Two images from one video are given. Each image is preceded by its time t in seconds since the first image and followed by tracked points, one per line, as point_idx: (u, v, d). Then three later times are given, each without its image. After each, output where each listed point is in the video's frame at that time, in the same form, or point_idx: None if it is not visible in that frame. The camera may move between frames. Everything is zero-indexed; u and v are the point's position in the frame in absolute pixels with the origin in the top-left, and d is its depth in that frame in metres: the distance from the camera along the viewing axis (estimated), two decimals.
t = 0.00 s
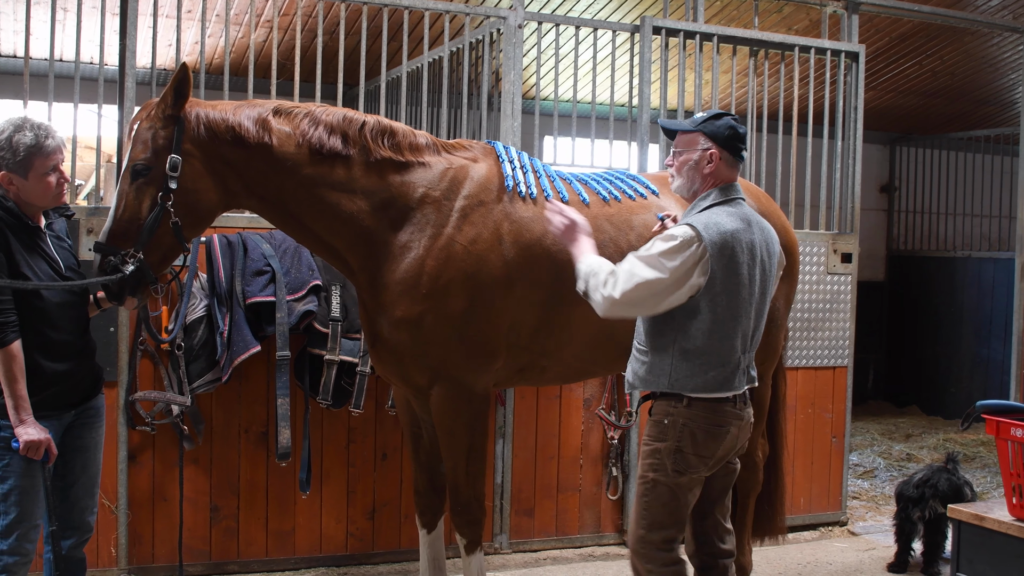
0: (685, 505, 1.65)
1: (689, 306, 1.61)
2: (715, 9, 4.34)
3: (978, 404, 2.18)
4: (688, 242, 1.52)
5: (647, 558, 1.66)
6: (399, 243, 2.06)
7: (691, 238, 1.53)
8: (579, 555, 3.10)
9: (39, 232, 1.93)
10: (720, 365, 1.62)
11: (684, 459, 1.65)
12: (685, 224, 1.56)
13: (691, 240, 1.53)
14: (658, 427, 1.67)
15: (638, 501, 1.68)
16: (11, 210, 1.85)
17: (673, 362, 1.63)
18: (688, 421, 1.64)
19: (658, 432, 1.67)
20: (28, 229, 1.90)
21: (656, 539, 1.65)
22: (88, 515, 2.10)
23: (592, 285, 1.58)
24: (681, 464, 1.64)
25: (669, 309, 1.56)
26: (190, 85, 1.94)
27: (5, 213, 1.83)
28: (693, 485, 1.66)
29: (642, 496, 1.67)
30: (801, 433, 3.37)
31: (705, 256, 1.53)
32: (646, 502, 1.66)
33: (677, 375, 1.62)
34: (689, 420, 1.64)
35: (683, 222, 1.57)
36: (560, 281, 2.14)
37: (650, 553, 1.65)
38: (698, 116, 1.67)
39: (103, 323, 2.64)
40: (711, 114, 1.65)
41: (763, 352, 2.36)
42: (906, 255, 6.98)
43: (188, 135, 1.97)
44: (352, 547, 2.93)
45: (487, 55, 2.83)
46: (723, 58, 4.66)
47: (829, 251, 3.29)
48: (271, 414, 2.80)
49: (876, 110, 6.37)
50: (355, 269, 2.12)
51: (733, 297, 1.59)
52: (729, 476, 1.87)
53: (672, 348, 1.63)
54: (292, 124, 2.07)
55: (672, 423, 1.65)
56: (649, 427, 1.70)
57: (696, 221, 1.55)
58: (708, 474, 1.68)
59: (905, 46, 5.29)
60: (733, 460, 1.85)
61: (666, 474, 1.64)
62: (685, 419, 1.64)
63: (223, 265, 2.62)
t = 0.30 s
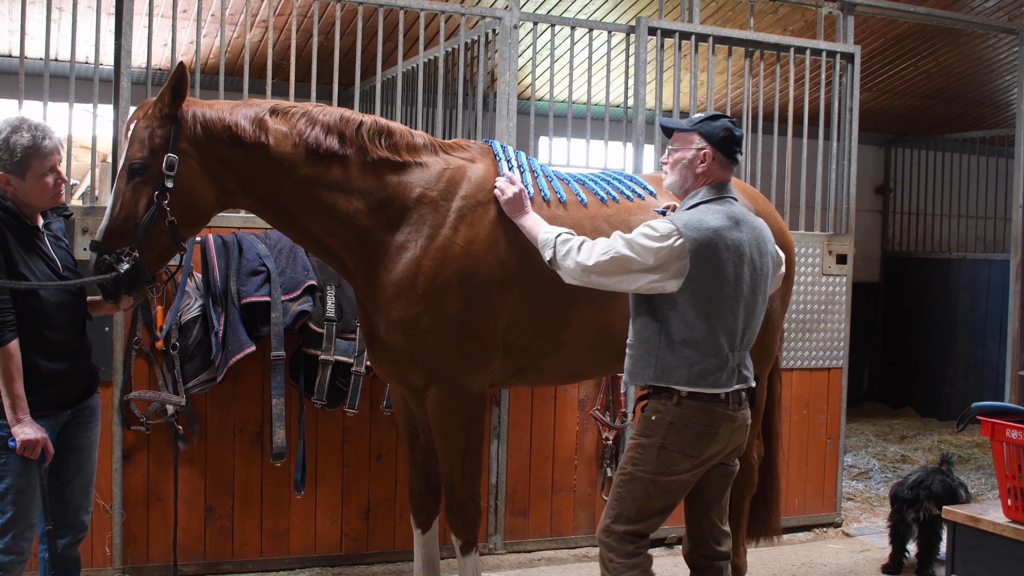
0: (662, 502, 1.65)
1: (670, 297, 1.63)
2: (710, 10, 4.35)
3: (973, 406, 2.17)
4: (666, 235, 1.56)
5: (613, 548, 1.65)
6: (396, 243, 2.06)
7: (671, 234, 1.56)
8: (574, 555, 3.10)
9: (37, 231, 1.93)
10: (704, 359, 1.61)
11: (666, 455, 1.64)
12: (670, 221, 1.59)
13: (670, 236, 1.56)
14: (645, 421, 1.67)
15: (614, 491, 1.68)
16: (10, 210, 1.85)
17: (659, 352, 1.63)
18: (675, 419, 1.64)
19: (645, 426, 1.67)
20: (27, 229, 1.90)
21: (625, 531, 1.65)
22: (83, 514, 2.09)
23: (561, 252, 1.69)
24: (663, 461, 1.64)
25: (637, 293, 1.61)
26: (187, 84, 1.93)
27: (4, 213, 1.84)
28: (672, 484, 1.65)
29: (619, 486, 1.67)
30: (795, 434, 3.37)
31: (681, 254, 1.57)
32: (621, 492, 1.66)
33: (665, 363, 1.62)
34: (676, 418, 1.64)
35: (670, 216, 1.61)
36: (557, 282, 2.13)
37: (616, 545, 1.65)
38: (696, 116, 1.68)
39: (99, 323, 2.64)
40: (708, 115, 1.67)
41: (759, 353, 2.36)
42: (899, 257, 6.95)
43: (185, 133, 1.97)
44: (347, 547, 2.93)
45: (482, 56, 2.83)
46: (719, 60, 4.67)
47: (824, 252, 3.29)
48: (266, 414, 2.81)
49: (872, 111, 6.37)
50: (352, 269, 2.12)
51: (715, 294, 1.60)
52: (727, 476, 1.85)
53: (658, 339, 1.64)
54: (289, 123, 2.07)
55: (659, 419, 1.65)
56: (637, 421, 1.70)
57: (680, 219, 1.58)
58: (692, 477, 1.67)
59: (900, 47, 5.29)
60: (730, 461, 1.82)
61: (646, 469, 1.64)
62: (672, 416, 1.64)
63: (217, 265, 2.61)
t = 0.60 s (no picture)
0: (645, 507, 1.65)
1: (649, 305, 1.62)
2: (710, 11, 4.36)
3: (972, 407, 2.17)
4: (645, 242, 1.56)
5: (600, 557, 1.65)
6: (397, 244, 2.06)
7: (650, 241, 1.56)
8: (573, 556, 3.10)
9: (37, 230, 1.93)
10: (687, 364, 1.61)
11: (644, 460, 1.64)
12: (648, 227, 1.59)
13: (649, 243, 1.56)
14: (622, 426, 1.67)
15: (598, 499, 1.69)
16: (9, 209, 1.85)
17: (640, 360, 1.63)
18: (650, 422, 1.63)
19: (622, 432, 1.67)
20: (27, 227, 1.91)
21: (612, 538, 1.65)
22: (83, 513, 2.09)
23: (544, 259, 1.69)
24: (641, 466, 1.63)
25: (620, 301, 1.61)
26: (190, 83, 1.93)
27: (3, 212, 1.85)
28: (653, 488, 1.64)
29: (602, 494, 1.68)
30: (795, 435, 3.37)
31: (660, 261, 1.56)
32: (604, 499, 1.66)
33: (644, 372, 1.61)
34: (651, 421, 1.63)
35: (650, 222, 1.61)
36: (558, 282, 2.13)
37: (603, 552, 1.65)
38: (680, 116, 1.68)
39: (98, 323, 2.65)
40: (690, 116, 1.66)
41: (759, 354, 2.37)
42: (900, 257, 6.98)
43: (188, 131, 1.97)
44: (346, 547, 2.93)
45: (483, 56, 2.83)
46: (718, 60, 4.67)
47: (824, 253, 3.29)
48: (265, 414, 2.81)
49: (871, 112, 6.36)
50: (353, 268, 2.12)
51: (697, 298, 1.59)
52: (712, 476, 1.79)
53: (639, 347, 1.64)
54: (291, 123, 2.07)
55: (635, 423, 1.65)
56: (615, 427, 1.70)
57: (658, 225, 1.57)
58: (673, 479, 1.66)
59: (900, 48, 5.29)
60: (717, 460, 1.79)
61: (625, 474, 1.64)
62: (647, 420, 1.64)
63: (217, 264, 2.61)
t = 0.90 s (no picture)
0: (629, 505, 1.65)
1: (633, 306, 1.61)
2: (708, 11, 4.36)
3: (970, 407, 2.17)
4: (630, 248, 1.54)
5: (590, 559, 1.66)
6: (396, 244, 2.06)
7: (635, 245, 1.55)
8: (572, 556, 3.10)
9: (35, 229, 1.93)
10: (671, 364, 1.61)
11: (620, 457, 1.63)
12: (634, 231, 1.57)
13: (634, 248, 1.55)
14: (596, 425, 1.67)
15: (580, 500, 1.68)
16: (7, 209, 1.85)
17: (624, 364, 1.61)
18: (624, 418, 1.63)
19: (597, 431, 1.67)
20: (24, 227, 1.90)
21: (600, 539, 1.64)
22: (82, 513, 2.09)
23: (530, 261, 1.68)
24: (618, 464, 1.63)
25: (603, 304, 1.60)
26: (193, 80, 1.93)
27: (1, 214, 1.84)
28: (632, 484, 1.65)
29: (584, 496, 1.67)
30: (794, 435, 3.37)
31: (645, 266, 1.55)
32: (588, 501, 1.66)
33: (630, 377, 1.60)
34: (625, 418, 1.63)
35: (632, 225, 1.59)
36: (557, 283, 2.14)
37: (592, 555, 1.65)
38: (641, 119, 1.64)
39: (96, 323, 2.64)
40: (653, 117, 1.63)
41: (758, 354, 2.38)
42: (898, 257, 6.99)
43: (190, 128, 1.97)
44: (345, 547, 2.93)
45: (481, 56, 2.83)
46: (717, 60, 4.67)
47: (823, 253, 3.29)
48: (264, 414, 2.81)
49: (870, 112, 6.37)
50: (352, 269, 2.11)
51: (682, 298, 1.59)
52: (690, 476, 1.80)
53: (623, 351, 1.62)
54: (291, 122, 2.07)
55: (609, 422, 1.64)
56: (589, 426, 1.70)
57: (644, 229, 1.56)
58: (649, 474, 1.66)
59: (899, 47, 5.29)
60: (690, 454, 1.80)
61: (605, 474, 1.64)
62: (620, 417, 1.63)
63: (215, 264, 2.61)
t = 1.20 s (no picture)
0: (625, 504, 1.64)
1: (622, 303, 1.59)
2: (708, 10, 4.36)
3: (972, 408, 2.15)
4: (616, 245, 1.53)
5: (590, 561, 1.64)
6: (391, 243, 2.05)
7: (621, 243, 1.54)
8: (570, 557, 3.08)
9: (31, 226, 1.92)
10: (659, 362, 1.61)
11: (612, 457, 1.63)
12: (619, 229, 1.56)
13: (621, 245, 1.54)
14: (585, 426, 1.65)
15: (574, 503, 1.66)
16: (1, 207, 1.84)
17: (613, 364, 1.60)
18: (613, 417, 1.62)
19: (586, 432, 1.66)
20: (21, 225, 1.90)
21: (601, 540, 1.63)
22: (79, 514, 2.08)
23: (520, 260, 1.67)
24: (611, 464, 1.62)
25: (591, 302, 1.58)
26: (195, 73, 1.93)
27: None
28: (626, 482, 1.65)
29: (578, 498, 1.65)
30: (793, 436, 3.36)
31: (632, 262, 1.54)
32: (584, 503, 1.64)
33: (618, 376, 1.59)
34: (614, 417, 1.62)
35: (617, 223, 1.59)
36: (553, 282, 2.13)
37: (593, 557, 1.63)
38: (608, 121, 1.62)
39: (94, 323, 2.63)
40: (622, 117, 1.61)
41: (756, 354, 2.37)
42: (898, 258, 6.97)
43: (189, 123, 1.96)
44: (343, 548, 2.92)
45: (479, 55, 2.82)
46: (717, 59, 4.67)
47: (823, 253, 3.28)
48: (261, 414, 2.80)
49: (869, 112, 6.36)
50: (347, 267, 2.10)
51: (669, 296, 1.59)
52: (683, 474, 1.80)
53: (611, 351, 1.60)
54: (289, 119, 2.05)
55: (598, 422, 1.63)
56: (576, 428, 1.68)
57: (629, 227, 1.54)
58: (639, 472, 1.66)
59: (900, 47, 5.28)
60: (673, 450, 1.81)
61: (598, 475, 1.63)
62: (610, 416, 1.62)
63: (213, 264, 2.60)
